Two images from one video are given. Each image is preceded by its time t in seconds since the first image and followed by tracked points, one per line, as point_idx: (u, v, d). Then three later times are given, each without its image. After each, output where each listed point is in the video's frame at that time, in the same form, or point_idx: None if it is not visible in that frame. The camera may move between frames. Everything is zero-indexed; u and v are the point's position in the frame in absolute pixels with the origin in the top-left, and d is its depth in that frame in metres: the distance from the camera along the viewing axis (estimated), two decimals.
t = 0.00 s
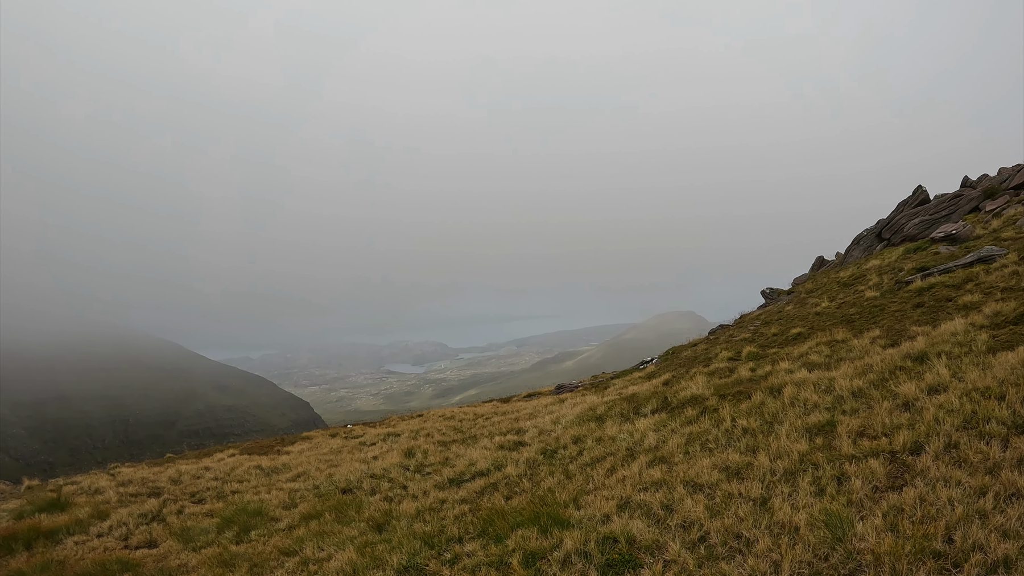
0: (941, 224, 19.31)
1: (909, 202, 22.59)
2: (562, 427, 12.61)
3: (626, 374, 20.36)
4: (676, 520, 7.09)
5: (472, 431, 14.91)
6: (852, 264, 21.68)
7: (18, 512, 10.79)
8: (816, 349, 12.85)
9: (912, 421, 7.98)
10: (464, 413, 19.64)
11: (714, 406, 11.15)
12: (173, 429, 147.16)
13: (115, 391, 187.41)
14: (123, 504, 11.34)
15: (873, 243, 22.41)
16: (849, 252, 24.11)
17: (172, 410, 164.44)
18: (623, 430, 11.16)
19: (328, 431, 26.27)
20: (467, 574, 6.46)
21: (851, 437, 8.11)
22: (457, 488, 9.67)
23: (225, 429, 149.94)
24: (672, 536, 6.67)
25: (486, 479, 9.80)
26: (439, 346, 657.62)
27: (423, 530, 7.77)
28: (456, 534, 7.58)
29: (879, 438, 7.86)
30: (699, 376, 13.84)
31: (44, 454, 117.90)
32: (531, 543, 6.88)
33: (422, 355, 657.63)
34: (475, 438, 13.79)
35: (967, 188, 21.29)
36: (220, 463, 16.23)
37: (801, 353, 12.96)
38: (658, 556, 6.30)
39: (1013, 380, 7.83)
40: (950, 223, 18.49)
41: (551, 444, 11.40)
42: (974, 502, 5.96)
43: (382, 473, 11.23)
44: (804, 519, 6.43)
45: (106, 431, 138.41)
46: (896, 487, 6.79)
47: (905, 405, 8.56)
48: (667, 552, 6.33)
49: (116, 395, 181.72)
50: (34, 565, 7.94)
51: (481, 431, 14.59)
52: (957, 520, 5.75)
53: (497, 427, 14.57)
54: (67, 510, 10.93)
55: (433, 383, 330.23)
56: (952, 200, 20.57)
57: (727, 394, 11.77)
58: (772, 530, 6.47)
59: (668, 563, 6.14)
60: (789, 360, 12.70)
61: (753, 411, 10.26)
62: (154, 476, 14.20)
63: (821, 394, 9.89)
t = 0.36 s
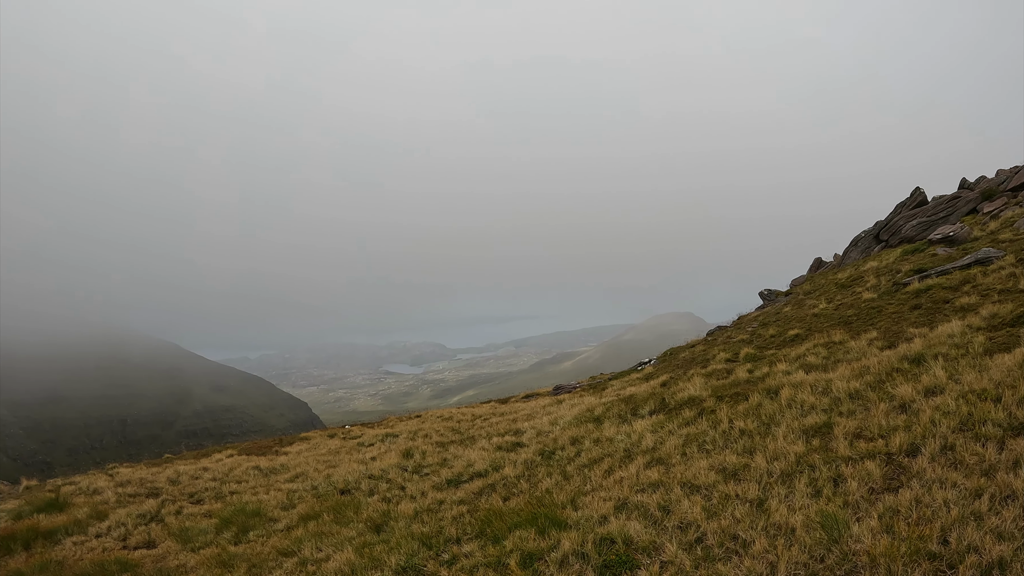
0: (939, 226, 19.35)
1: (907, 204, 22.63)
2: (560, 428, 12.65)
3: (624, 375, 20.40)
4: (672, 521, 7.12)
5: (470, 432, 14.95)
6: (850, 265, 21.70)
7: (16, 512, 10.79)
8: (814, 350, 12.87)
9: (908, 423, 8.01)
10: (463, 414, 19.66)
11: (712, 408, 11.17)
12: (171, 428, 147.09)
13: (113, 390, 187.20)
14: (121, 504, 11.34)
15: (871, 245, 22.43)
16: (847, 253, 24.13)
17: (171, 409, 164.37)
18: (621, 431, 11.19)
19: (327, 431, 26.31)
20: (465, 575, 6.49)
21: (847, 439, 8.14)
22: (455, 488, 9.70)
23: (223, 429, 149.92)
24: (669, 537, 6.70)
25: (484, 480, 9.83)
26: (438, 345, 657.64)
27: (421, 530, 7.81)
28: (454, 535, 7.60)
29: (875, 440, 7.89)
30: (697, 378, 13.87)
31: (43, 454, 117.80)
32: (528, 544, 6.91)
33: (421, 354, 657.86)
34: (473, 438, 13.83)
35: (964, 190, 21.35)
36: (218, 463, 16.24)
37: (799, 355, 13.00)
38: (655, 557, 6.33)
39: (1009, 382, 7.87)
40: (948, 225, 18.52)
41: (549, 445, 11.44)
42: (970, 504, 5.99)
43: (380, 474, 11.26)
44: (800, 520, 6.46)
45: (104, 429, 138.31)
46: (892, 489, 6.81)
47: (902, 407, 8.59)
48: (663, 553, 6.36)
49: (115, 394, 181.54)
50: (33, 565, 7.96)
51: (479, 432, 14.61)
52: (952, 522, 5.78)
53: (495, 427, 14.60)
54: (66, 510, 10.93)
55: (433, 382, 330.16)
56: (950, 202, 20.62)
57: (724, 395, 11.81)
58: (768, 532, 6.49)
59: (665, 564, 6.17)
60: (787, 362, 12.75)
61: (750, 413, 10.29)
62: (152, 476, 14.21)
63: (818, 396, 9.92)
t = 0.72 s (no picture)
0: (937, 227, 19.38)
1: (905, 205, 22.65)
2: (558, 429, 12.67)
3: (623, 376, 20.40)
4: (671, 522, 7.12)
5: (469, 433, 14.95)
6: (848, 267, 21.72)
7: (14, 512, 10.78)
8: (812, 352, 12.88)
9: (906, 424, 8.02)
10: (461, 415, 19.64)
11: (710, 409, 11.18)
12: (170, 429, 146.82)
13: (111, 390, 186.87)
14: (119, 505, 11.33)
15: (869, 246, 22.45)
16: (846, 254, 24.14)
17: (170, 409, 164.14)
18: (619, 432, 11.21)
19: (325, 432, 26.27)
20: None
21: (845, 440, 8.16)
22: (453, 489, 9.70)
23: (223, 430, 149.71)
24: (668, 538, 6.71)
25: (483, 481, 9.83)
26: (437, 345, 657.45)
27: (420, 531, 7.81)
28: (453, 535, 7.61)
29: (873, 442, 7.91)
30: (696, 379, 13.87)
31: (41, 454, 117.37)
32: (527, 544, 6.92)
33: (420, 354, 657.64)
34: (471, 440, 13.84)
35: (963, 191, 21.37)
36: (216, 464, 16.22)
37: (797, 356, 13.01)
38: (653, 558, 6.33)
39: (1007, 384, 7.89)
40: (946, 227, 18.54)
41: (548, 446, 11.45)
42: (967, 505, 6.00)
43: (378, 475, 11.26)
44: (798, 522, 6.47)
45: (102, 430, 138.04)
46: (890, 490, 6.82)
47: (900, 408, 8.61)
48: (662, 554, 6.37)
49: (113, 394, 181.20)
50: (32, 565, 7.96)
51: (478, 433, 14.60)
52: (949, 523, 5.80)
53: (493, 428, 14.62)
54: (64, 511, 10.92)
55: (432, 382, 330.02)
56: (948, 204, 20.64)
57: (722, 397, 11.82)
58: (766, 533, 6.50)
59: (663, 564, 6.18)
60: (785, 363, 12.76)
61: (749, 414, 10.30)
62: (150, 477, 14.19)
63: (816, 397, 9.93)
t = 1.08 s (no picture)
0: (935, 228, 19.41)
1: (904, 206, 22.66)
2: (556, 430, 12.70)
3: (621, 378, 20.29)
4: (669, 523, 7.15)
5: (468, 434, 14.97)
6: (846, 268, 21.75)
7: (13, 513, 10.79)
8: (810, 354, 12.91)
9: (903, 425, 8.06)
10: (460, 416, 19.65)
11: (708, 411, 11.21)
12: (169, 428, 146.69)
13: (110, 390, 186.67)
14: (119, 506, 11.34)
15: (868, 247, 22.45)
16: (844, 255, 24.15)
17: (168, 409, 164.00)
18: (617, 434, 11.23)
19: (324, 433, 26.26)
20: None
21: (843, 441, 8.18)
22: (452, 490, 9.72)
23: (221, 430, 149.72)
24: (665, 539, 6.73)
25: (481, 482, 9.84)
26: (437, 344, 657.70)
27: (419, 532, 7.83)
28: (451, 536, 7.64)
29: (870, 443, 7.94)
30: (694, 380, 13.89)
31: (39, 454, 117.23)
32: (525, 545, 6.95)
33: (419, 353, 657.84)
34: (470, 440, 13.85)
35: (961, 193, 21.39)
36: (214, 465, 16.22)
37: (795, 358, 13.05)
38: (651, 559, 6.36)
39: (1004, 386, 7.92)
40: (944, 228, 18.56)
41: (546, 446, 11.50)
42: (964, 506, 6.03)
43: (377, 476, 11.29)
44: (796, 523, 6.49)
45: (101, 430, 137.90)
46: (887, 491, 6.85)
47: (897, 410, 8.64)
48: (659, 555, 6.39)
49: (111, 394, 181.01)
50: (32, 566, 7.98)
51: (476, 434, 14.63)
52: (946, 524, 5.83)
53: (492, 429, 14.65)
54: (63, 512, 10.93)
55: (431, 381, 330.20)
56: (946, 205, 20.68)
57: (720, 398, 11.85)
58: (764, 534, 6.52)
59: (661, 565, 6.20)
60: (783, 365, 12.78)
61: (746, 415, 10.32)
62: (149, 478, 14.22)
63: (813, 399, 9.96)
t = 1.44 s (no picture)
0: (934, 229, 19.43)
1: (902, 207, 22.69)
2: (555, 430, 12.72)
3: (620, 379, 20.35)
4: (667, 524, 7.17)
5: (467, 434, 14.98)
6: (844, 268, 21.77)
7: (13, 514, 10.80)
8: (808, 354, 12.93)
9: (901, 427, 8.08)
10: (459, 417, 19.65)
11: (706, 412, 11.24)
12: (168, 428, 146.40)
13: (108, 390, 186.42)
14: (118, 507, 11.35)
15: (866, 247, 22.46)
16: (843, 256, 24.17)
17: (167, 409, 163.82)
18: (616, 434, 11.26)
19: (323, 433, 26.24)
20: None
21: (840, 442, 8.20)
22: (451, 491, 9.75)
23: (220, 431, 149.60)
24: (664, 540, 6.74)
25: (480, 483, 9.86)
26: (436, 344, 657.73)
27: (418, 533, 7.85)
28: (450, 537, 7.66)
29: (868, 444, 7.96)
30: (692, 381, 13.91)
31: (38, 454, 117.03)
32: (524, 546, 6.97)
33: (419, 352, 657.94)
34: (469, 441, 13.86)
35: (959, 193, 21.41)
36: (214, 465, 16.23)
37: (793, 359, 13.08)
38: (649, 560, 6.37)
39: (1001, 386, 7.95)
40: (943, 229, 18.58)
41: (545, 447, 11.52)
42: (961, 508, 6.05)
43: (376, 476, 11.31)
44: (794, 524, 6.52)
45: (99, 430, 137.71)
46: (885, 492, 6.88)
47: (895, 411, 8.67)
48: (658, 556, 6.41)
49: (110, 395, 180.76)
50: (32, 567, 7.99)
51: (475, 435, 14.63)
52: (943, 525, 5.86)
53: (491, 430, 14.68)
54: (63, 513, 10.94)
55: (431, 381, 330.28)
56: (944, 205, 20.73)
57: (718, 399, 11.88)
58: (762, 535, 6.54)
59: (660, 566, 6.22)
60: (781, 365, 12.80)
61: (744, 416, 10.35)
62: (149, 478, 14.24)
63: (811, 400, 9.99)
